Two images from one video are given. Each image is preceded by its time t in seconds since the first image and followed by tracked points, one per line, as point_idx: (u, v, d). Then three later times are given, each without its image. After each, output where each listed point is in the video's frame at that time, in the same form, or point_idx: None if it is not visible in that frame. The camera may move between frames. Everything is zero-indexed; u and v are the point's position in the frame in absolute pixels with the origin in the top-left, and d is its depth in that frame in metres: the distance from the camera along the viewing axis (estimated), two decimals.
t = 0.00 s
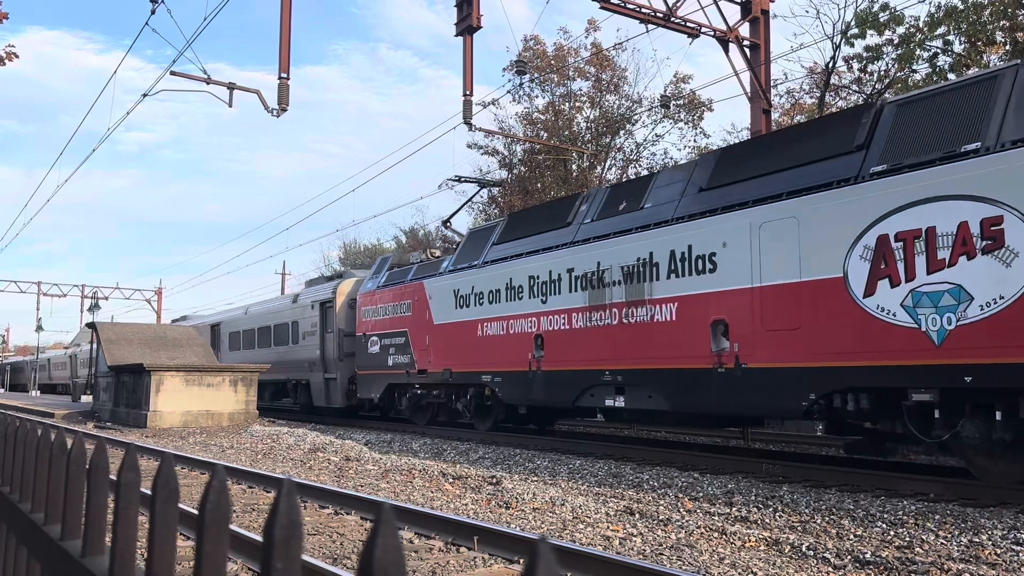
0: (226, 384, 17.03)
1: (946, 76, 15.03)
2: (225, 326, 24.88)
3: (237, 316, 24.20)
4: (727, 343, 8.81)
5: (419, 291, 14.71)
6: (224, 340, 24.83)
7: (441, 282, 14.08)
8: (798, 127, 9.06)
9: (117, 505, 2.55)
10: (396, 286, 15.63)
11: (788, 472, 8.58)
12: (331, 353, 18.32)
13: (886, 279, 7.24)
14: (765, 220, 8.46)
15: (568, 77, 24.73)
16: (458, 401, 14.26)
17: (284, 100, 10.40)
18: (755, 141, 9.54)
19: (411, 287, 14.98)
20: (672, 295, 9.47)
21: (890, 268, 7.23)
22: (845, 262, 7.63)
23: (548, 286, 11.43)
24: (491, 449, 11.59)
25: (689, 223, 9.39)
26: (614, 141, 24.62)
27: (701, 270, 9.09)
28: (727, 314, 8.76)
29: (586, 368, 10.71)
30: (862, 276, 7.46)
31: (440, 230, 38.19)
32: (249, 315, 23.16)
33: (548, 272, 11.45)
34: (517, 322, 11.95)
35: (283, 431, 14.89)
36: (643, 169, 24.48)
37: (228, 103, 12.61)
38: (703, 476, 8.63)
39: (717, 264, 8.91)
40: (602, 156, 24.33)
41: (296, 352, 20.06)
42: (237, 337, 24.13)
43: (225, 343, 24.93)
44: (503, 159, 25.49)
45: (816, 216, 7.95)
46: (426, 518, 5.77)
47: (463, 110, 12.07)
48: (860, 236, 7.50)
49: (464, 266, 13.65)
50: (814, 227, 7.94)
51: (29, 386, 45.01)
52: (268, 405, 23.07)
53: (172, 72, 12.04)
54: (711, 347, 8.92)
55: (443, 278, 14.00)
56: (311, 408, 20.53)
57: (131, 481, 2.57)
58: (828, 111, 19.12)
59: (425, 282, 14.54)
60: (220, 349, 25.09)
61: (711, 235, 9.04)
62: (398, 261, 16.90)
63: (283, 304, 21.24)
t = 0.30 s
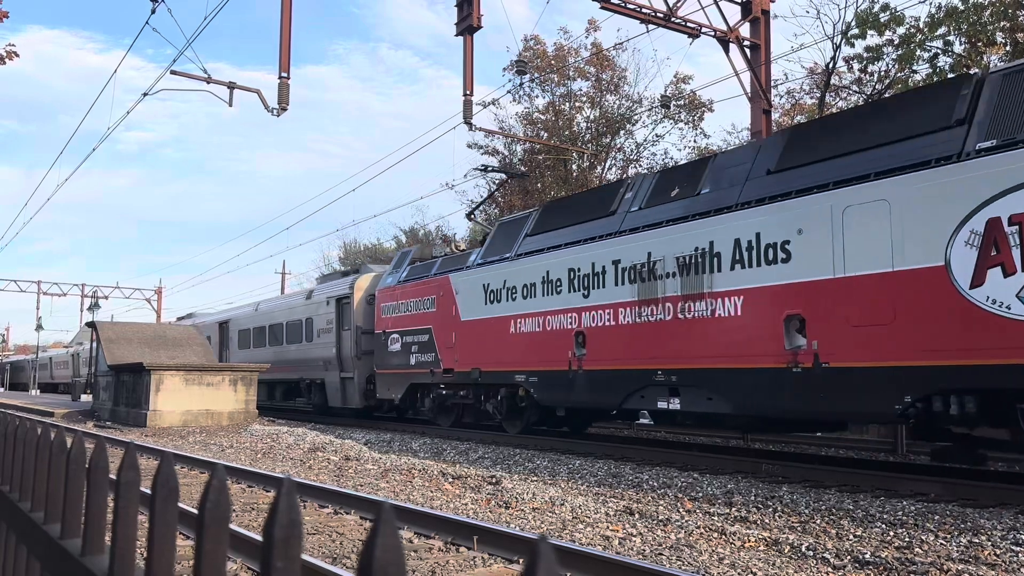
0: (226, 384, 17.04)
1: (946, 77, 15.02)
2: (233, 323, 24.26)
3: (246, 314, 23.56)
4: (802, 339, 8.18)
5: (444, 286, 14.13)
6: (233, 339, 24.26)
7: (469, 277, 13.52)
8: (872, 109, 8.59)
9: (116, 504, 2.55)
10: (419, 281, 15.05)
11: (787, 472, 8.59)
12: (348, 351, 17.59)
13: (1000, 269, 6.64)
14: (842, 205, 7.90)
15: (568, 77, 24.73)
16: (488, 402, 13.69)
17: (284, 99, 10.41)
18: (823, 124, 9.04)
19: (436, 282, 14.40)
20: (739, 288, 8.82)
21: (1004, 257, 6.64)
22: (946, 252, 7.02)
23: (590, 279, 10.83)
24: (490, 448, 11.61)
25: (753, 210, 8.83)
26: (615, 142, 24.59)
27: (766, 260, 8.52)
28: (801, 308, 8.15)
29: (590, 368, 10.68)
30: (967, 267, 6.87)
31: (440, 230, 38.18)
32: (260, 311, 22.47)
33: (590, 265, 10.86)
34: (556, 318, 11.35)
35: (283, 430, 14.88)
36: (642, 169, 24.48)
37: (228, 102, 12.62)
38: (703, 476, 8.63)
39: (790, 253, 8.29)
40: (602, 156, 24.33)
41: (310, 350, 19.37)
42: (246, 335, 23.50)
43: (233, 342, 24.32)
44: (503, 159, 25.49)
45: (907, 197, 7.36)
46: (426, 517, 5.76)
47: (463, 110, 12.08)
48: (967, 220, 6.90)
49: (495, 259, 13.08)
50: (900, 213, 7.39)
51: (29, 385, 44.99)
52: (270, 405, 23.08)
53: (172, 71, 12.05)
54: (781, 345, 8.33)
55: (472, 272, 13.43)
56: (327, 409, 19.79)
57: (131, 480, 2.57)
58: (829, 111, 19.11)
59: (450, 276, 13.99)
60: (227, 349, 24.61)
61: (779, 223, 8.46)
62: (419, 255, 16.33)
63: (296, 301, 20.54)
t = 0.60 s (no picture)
0: (225, 383, 17.04)
1: (945, 77, 15.03)
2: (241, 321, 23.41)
3: (254, 312, 22.63)
4: (898, 336, 7.34)
5: (474, 279, 13.28)
6: (241, 337, 23.39)
7: (501, 270, 12.70)
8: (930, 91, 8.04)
9: (115, 503, 2.54)
10: (445, 275, 14.24)
11: (787, 472, 8.60)
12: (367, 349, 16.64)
13: None
14: (943, 186, 7.06)
15: (568, 76, 24.73)
16: (522, 404, 12.90)
17: (284, 98, 10.40)
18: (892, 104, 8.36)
19: (465, 276, 13.56)
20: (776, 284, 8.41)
21: None
22: None
23: (641, 271, 9.96)
24: (490, 448, 11.62)
25: (843, 189, 7.91)
26: (614, 142, 24.59)
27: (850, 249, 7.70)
28: (894, 300, 7.31)
29: (590, 369, 10.70)
30: None
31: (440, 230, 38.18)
32: (270, 308, 21.57)
33: (640, 255, 9.99)
34: (602, 313, 10.54)
35: (282, 430, 14.86)
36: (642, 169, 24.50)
37: (228, 101, 12.62)
38: (702, 476, 8.64)
39: (882, 240, 7.43)
40: (601, 156, 24.33)
41: (325, 349, 18.43)
42: (254, 334, 22.58)
43: (241, 340, 23.45)
44: (503, 158, 25.50)
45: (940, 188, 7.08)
46: (426, 517, 5.76)
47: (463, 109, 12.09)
48: None
49: (530, 250, 12.24)
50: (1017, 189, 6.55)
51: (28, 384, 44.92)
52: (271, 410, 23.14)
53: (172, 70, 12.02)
54: (873, 341, 7.48)
55: (505, 264, 12.59)
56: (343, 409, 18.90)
57: (130, 479, 2.56)
58: (829, 112, 19.13)
59: (481, 268, 13.16)
60: (234, 347, 23.85)
61: (861, 208, 7.69)
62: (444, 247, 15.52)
63: (309, 297, 19.56)
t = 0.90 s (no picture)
0: (224, 383, 17.03)
1: (944, 77, 15.04)
2: (250, 318, 22.75)
3: (265, 309, 21.91)
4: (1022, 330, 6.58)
5: (510, 272, 12.63)
6: (251, 335, 22.70)
7: (537, 262, 12.10)
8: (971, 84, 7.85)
9: (114, 501, 2.54)
10: (476, 268, 13.57)
11: (785, 472, 8.61)
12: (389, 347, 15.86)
13: None
14: None
15: (567, 76, 24.73)
16: (563, 406, 12.16)
17: (283, 98, 10.40)
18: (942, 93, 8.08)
19: (499, 269, 12.91)
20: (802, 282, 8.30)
21: None
22: None
23: (705, 261, 9.32)
24: (488, 447, 11.62)
25: (949, 167, 7.18)
26: (614, 141, 24.58)
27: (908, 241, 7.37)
28: (1015, 290, 6.57)
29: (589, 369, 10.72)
30: None
31: (439, 229, 38.17)
32: (280, 304, 20.85)
33: (702, 244, 9.38)
34: (652, 308, 9.97)
35: (280, 429, 14.86)
36: (641, 169, 24.50)
37: (228, 101, 12.61)
38: (701, 475, 8.64)
39: (1000, 221, 6.67)
40: (600, 156, 24.34)
41: (342, 347, 17.67)
42: (264, 332, 21.87)
43: (251, 338, 22.76)
44: (502, 158, 25.50)
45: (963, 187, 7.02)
46: (425, 517, 5.77)
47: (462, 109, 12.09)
48: None
49: (571, 241, 11.64)
50: None
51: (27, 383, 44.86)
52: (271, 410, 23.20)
53: (172, 69, 12.02)
54: (989, 336, 6.75)
55: (543, 256, 11.97)
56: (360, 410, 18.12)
57: (128, 478, 2.54)
58: (828, 112, 19.15)
59: (516, 261, 12.50)
60: (244, 345, 23.17)
61: (903, 201, 7.46)
62: (472, 239, 14.81)
63: (325, 292, 18.75)
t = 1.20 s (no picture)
0: (223, 382, 17.03)
1: (943, 78, 15.04)
2: (262, 314, 22.09)
3: (278, 305, 21.21)
4: None
5: (552, 262, 11.69)
6: (262, 331, 22.00)
7: (581, 252, 11.19)
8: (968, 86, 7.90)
9: (112, 501, 2.53)
10: (511, 260, 12.62)
11: (784, 472, 8.61)
12: (414, 344, 15.10)
13: None
14: None
15: (566, 76, 24.74)
16: (611, 409, 11.22)
17: (282, 97, 10.39)
18: (940, 95, 8.10)
19: (539, 260, 11.96)
20: (802, 280, 8.24)
21: None
22: None
23: (782, 249, 8.43)
24: (487, 447, 11.62)
25: None
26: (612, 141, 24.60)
27: (912, 239, 7.34)
28: None
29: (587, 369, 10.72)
30: None
31: (438, 229, 38.19)
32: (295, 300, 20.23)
33: (780, 230, 8.49)
34: (719, 301, 9.08)
35: (279, 428, 14.86)
36: (640, 169, 24.51)
37: (227, 100, 12.60)
38: (699, 475, 8.63)
39: None
40: (599, 155, 24.35)
41: (362, 345, 16.91)
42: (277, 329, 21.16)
43: (262, 335, 22.06)
44: (501, 158, 25.51)
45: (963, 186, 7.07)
46: (424, 516, 5.76)
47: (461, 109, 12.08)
48: None
49: (623, 229, 10.71)
50: None
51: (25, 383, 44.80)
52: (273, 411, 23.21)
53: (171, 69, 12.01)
54: None
55: (589, 246, 11.06)
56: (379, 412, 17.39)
57: (127, 477, 2.52)
58: (827, 112, 19.19)
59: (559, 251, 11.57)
60: (254, 343, 22.49)
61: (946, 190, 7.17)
62: (503, 231, 13.95)
63: (344, 286, 18.00)
